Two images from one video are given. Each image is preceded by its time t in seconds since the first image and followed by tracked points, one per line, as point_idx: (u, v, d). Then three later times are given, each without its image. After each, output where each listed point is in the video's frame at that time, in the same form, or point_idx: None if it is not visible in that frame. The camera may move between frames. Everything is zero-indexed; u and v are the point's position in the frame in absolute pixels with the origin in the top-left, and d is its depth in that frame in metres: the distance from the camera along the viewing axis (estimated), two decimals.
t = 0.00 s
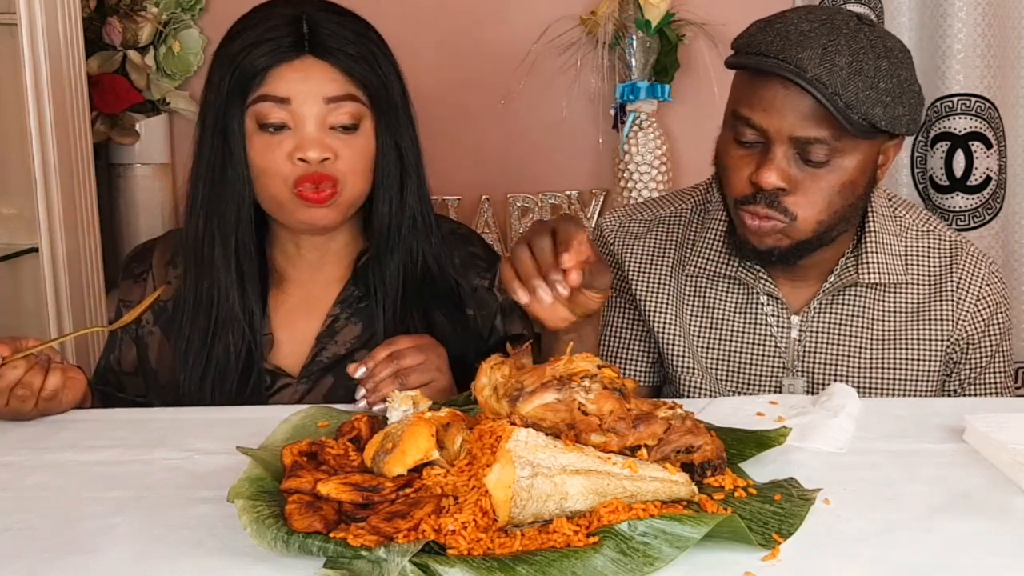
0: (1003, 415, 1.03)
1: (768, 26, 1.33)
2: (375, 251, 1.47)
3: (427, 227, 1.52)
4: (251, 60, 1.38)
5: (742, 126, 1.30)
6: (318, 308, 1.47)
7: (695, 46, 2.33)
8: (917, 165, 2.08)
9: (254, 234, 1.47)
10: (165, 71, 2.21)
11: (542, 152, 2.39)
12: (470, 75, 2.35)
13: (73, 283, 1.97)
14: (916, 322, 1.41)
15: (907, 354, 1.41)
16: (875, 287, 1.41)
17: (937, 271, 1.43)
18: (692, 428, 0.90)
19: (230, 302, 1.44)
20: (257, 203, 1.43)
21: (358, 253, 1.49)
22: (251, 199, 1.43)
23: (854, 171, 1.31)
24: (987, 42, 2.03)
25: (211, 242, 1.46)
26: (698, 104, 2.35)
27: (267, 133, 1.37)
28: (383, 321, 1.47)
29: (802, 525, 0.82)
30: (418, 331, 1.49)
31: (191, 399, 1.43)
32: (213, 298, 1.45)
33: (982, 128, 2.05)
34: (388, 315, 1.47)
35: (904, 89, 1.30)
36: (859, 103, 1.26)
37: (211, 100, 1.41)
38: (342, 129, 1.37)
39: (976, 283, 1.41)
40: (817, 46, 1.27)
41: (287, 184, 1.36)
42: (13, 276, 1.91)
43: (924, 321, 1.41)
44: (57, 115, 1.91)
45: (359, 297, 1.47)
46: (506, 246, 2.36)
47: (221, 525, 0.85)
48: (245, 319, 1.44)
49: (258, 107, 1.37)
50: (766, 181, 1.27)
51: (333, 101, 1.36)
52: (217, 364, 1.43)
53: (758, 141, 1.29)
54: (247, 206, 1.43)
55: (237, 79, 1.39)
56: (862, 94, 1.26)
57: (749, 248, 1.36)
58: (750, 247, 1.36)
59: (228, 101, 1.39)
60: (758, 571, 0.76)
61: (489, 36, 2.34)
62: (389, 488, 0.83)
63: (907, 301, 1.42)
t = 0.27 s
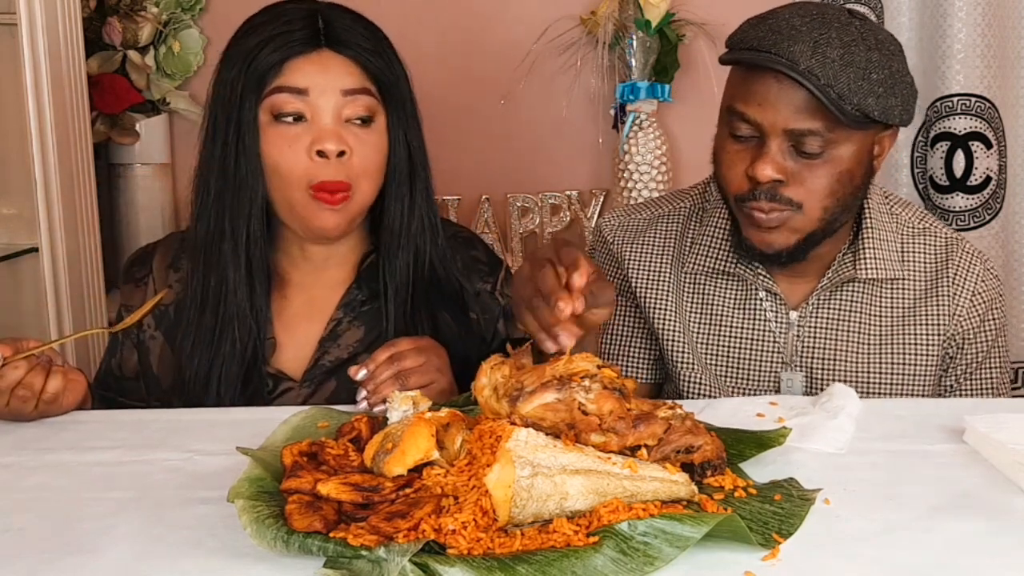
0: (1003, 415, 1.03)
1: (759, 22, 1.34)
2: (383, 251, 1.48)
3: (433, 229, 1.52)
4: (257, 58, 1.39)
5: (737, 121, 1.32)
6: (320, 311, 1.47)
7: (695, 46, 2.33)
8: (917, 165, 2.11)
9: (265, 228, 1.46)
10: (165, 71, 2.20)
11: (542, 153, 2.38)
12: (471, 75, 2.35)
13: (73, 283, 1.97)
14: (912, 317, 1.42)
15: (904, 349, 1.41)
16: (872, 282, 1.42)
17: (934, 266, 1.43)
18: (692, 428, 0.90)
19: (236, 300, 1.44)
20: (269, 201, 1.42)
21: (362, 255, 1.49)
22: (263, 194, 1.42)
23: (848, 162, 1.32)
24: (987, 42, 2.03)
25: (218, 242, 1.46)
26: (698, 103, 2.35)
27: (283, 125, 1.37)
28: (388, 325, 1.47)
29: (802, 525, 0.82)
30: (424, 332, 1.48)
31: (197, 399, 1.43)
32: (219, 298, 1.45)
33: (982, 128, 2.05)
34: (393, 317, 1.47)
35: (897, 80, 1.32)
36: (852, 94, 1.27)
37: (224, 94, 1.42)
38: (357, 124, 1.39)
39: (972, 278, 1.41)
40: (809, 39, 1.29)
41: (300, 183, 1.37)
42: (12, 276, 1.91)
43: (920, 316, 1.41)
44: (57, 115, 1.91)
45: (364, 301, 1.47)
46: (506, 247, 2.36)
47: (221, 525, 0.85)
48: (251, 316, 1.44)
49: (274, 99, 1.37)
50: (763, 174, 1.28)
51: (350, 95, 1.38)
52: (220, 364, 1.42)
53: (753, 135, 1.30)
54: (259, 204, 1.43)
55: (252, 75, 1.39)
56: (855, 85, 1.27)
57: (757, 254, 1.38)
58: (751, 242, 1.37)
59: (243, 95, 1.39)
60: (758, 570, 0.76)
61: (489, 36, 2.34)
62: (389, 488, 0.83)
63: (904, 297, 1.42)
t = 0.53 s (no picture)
0: (1003, 415, 1.03)
1: (745, 20, 1.35)
2: (384, 252, 1.48)
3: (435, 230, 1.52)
4: (259, 58, 1.39)
5: (726, 118, 1.32)
6: (320, 312, 1.47)
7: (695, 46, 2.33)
8: (917, 165, 2.12)
9: (266, 225, 1.46)
10: (165, 71, 2.21)
11: (542, 153, 2.39)
12: (471, 75, 2.35)
13: (73, 283, 1.97)
14: (907, 313, 1.42)
15: (899, 345, 1.42)
16: (868, 279, 1.42)
17: (928, 262, 1.43)
18: (692, 428, 0.90)
19: (238, 299, 1.44)
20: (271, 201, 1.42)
21: (362, 256, 1.49)
22: (265, 195, 1.42)
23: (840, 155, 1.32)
24: (987, 42, 2.03)
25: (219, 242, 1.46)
26: (697, 103, 2.35)
27: (285, 124, 1.37)
28: (388, 326, 1.47)
29: (802, 525, 0.82)
30: (426, 331, 1.49)
31: (199, 399, 1.44)
32: (222, 297, 1.45)
33: (982, 128, 2.05)
34: (394, 318, 1.47)
35: (883, 72, 1.32)
36: (839, 86, 1.27)
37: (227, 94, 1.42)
38: (360, 124, 1.38)
39: (967, 274, 1.42)
40: (794, 34, 1.29)
41: (303, 176, 1.36)
42: (12, 276, 1.91)
43: (915, 312, 1.42)
44: (57, 115, 1.91)
45: (364, 301, 1.47)
46: (506, 247, 2.36)
47: (221, 525, 0.85)
48: (254, 314, 1.44)
49: (277, 99, 1.37)
50: (754, 170, 1.28)
51: (352, 94, 1.38)
52: (221, 363, 1.42)
53: (744, 132, 1.31)
54: (261, 203, 1.43)
55: (254, 75, 1.39)
56: (842, 77, 1.27)
57: (746, 247, 1.39)
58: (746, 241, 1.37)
59: (246, 94, 1.39)
60: (758, 570, 0.76)
61: (489, 37, 2.34)
62: (389, 488, 0.83)
63: (899, 293, 1.43)
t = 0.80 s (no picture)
0: (1003, 415, 1.03)
1: (724, 27, 1.34)
2: (383, 252, 1.48)
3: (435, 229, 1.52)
4: (258, 59, 1.39)
5: (718, 125, 1.31)
6: (320, 313, 1.46)
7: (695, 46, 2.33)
8: (917, 165, 2.12)
9: (266, 227, 1.46)
10: (165, 71, 2.20)
11: (542, 153, 2.39)
12: (471, 75, 2.35)
13: (73, 283, 1.97)
14: (903, 309, 1.42)
15: (895, 342, 1.42)
16: (863, 276, 1.42)
17: (922, 259, 1.44)
18: (692, 428, 0.90)
19: (239, 299, 1.44)
20: (270, 200, 1.42)
21: (361, 256, 1.49)
22: (265, 196, 1.42)
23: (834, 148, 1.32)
24: (987, 42, 2.03)
25: (219, 242, 1.47)
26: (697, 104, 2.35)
27: (282, 126, 1.38)
28: (387, 326, 1.47)
29: (802, 525, 0.82)
30: (424, 332, 1.48)
31: (199, 398, 1.44)
32: (222, 296, 1.45)
33: (982, 128, 2.05)
34: (393, 318, 1.47)
35: (868, 60, 1.33)
36: (829, 81, 1.28)
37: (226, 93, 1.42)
38: (358, 125, 1.38)
39: (961, 270, 1.42)
40: (778, 35, 1.30)
41: (300, 179, 1.37)
42: (12, 276, 1.91)
43: (911, 308, 1.42)
44: (57, 115, 1.91)
45: (364, 302, 1.47)
46: (506, 246, 2.36)
47: (221, 525, 0.85)
48: (254, 314, 1.44)
49: (274, 100, 1.38)
50: (754, 173, 1.28)
51: (350, 95, 1.38)
52: (221, 362, 1.42)
53: (738, 137, 1.30)
54: (260, 202, 1.43)
55: (252, 75, 1.39)
56: (831, 72, 1.28)
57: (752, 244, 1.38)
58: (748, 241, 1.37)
59: (245, 93, 1.39)
60: (758, 570, 0.76)
61: (488, 37, 2.34)
62: (389, 488, 0.83)
63: (894, 290, 1.43)
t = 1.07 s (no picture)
0: (1002, 415, 1.03)
1: (689, 33, 1.35)
2: (383, 251, 1.48)
3: (437, 229, 1.52)
4: (256, 58, 1.39)
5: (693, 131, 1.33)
6: (320, 313, 1.46)
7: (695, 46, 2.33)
8: (916, 165, 2.12)
9: (265, 227, 1.46)
10: (165, 71, 2.20)
11: (542, 153, 2.38)
12: (471, 75, 2.35)
13: (73, 283, 1.97)
14: (900, 304, 1.42)
15: (893, 337, 1.42)
16: (859, 273, 1.42)
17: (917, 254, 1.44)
18: (692, 428, 0.90)
19: (239, 297, 1.44)
20: (268, 198, 1.43)
21: (362, 255, 1.49)
22: (262, 194, 1.43)
23: (807, 144, 1.33)
24: (987, 42, 2.03)
25: (220, 241, 1.47)
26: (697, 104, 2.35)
27: (279, 126, 1.38)
28: (387, 326, 1.46)
29: (802, 525, 0.82)
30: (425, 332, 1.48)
31: (199, 397, 1.43)
32: (223, 295, 1.45)
33: (982, 128, 2.05)
34: (393, 318, 1.47)
35: (834, 56, 1.30)
36: (787, 82, 1.27)
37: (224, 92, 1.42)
38: (355, 126, 1.38)
39: (955, 264, 1.43)
40: (735, 38, 1.29)
41: (296, 180, 1.37)
42: (12, 276, 1.91)
43: (907, 303, 1.42)
44: (57, 115, 1.91)
45: (364, 301, 1.47)
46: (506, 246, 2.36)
47: (221, 525, 0.85)
48: (254, 312, 1.44)
49: (271, 100, 1.38)
50: (726, 176, 1.30)
51: (347, 96, 1.38)
52: (222, 360, 1.42)
53: (711, 142, 1.32)
54: (258, 201, 1.43)
55: (251, 74, 1.39)
56: (789, 73, 1.27)
57: (736, 247, 1.40)
58: (747, 240, 1.37)
59: (243, 93, 1.40)
60: (758, 570, 0.76)
61: (488, 37, 2.34)
62: (389, 488, 0.83)
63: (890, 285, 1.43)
